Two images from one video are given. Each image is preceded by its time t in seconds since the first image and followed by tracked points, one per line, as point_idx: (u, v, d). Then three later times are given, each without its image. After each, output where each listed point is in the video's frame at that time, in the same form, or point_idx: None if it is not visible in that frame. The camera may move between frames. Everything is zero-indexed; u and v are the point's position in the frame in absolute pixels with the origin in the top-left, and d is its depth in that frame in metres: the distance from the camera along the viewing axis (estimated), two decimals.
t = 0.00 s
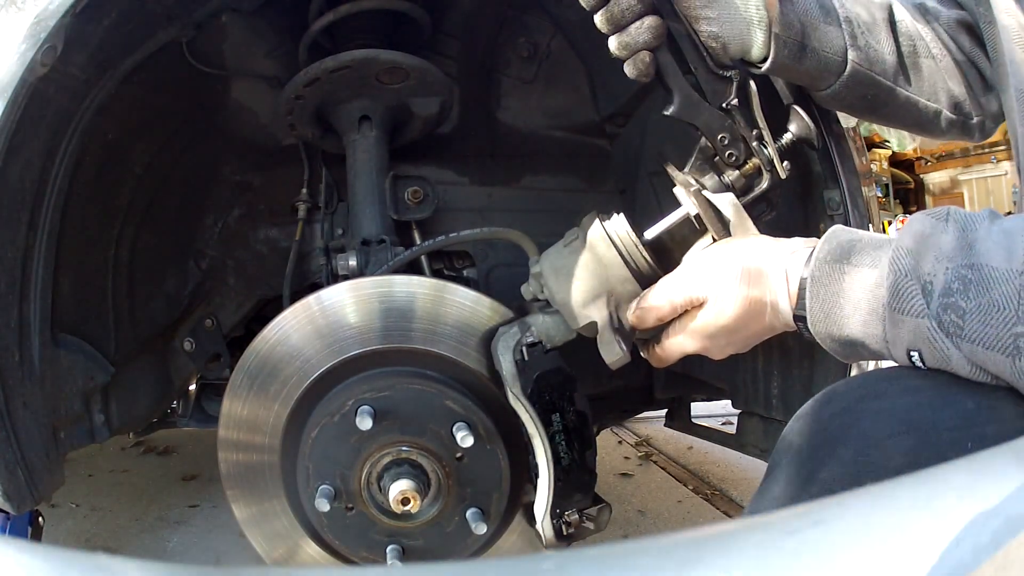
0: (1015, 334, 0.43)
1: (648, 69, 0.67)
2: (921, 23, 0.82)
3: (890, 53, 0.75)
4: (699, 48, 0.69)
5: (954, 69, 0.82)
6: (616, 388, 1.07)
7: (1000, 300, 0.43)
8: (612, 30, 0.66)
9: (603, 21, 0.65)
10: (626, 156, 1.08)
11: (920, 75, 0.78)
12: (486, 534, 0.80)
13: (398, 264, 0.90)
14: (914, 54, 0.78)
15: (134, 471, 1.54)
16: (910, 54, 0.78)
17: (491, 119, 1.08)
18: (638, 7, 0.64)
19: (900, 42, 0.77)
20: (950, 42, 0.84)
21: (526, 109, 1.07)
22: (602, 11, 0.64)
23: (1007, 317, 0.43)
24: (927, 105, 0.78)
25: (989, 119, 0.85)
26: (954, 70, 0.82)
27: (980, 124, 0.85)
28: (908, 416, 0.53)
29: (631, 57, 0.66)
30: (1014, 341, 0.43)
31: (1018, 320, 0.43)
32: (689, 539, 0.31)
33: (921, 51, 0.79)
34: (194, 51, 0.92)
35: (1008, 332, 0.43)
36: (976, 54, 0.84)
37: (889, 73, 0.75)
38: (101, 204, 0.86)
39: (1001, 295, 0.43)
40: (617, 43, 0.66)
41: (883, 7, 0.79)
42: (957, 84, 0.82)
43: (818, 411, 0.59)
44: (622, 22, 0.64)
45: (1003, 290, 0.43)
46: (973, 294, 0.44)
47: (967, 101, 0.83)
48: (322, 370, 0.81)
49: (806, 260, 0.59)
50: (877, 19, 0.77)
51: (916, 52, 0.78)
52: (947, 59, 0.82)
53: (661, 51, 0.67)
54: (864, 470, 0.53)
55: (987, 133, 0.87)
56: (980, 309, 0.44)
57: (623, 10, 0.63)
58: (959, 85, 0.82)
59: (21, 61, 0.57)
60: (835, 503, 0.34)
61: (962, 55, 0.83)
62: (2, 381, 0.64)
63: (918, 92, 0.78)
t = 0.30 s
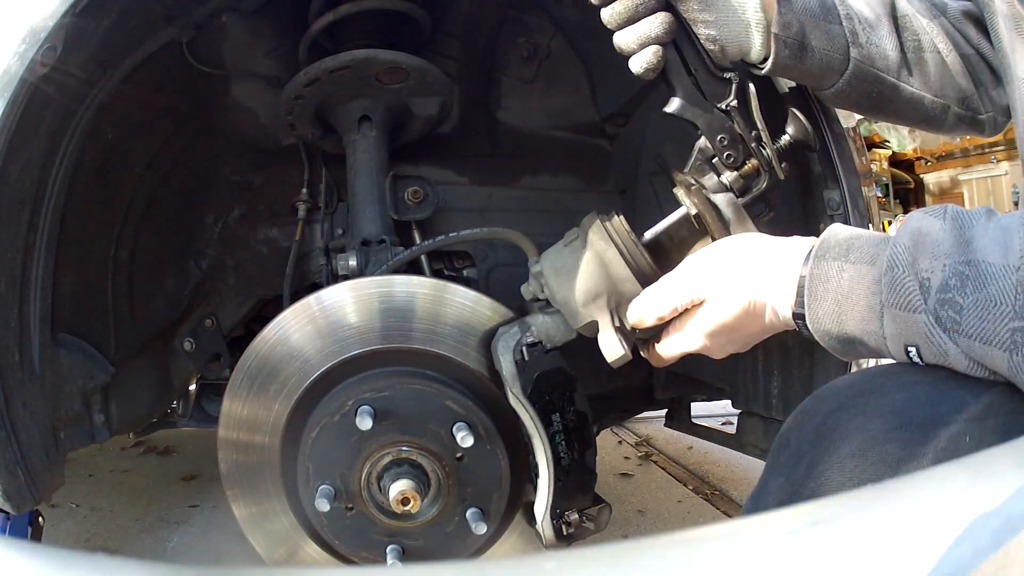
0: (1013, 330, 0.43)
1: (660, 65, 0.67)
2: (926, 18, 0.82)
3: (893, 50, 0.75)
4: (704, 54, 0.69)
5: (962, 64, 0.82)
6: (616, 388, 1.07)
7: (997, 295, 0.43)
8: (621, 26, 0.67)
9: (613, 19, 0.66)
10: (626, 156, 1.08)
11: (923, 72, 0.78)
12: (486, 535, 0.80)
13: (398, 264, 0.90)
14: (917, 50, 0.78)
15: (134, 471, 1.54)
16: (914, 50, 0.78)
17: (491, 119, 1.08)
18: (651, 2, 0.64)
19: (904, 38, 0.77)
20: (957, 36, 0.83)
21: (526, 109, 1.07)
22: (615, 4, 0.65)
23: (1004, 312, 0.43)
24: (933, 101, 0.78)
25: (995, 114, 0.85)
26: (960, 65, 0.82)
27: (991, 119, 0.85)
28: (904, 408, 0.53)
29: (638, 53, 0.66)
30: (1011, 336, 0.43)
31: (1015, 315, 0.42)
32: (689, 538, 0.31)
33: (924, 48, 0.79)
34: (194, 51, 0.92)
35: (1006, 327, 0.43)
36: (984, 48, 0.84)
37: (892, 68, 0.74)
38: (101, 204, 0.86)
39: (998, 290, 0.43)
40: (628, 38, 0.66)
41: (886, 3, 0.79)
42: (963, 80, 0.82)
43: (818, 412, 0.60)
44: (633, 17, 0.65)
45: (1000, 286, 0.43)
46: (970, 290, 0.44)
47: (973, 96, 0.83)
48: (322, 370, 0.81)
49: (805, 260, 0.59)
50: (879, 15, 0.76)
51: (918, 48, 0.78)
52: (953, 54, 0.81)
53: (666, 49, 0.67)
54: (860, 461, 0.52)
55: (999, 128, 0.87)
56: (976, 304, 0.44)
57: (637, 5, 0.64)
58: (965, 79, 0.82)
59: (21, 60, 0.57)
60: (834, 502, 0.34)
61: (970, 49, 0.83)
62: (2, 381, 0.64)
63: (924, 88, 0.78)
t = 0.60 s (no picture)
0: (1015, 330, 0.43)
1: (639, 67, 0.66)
2: (924, 18, 0.82)
3: (890, 47, 0.75)
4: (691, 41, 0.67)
5: (959, 65, 0.83)
6: (616, 387, 1.07)
7: (1000, 295, 0.43)
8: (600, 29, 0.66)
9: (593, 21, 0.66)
10: (626, 156, 1.08)
11: (921, 71, 0.78)
12: (486, 534, 0.81)
13: (398, 264, 0.90)
14: (915, 49, 0.78)
15: (134, 472, 1.54)
16: (912, 49, 0.78)
17: (491, 119, 1.08)
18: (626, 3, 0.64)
19: (902, 36, 0.77)
20: (956, 37, 0.84)
21: (526, 109, 1.07)
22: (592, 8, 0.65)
23: (1007, 312, 0.43)
24: (931, 100, 0.78)
25: (992, 115, 0.85)
26: (958, 65, 0.82)
27: (988, 121, 0.85)
28: (905, 405, 0.53)
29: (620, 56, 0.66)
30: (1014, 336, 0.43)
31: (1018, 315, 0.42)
32: (689, 538, 0.31)
33: (923, 47, 0.79)
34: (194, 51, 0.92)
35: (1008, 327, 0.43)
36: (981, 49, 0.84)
37: (889, 66, 0.74)
38: (101, 204, 0.86)
39: (1002, 290, 0.43)
40: (612, 39, 0.65)
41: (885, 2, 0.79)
42: (960, 81, 0.82)
43: (820, 411, 0.59)
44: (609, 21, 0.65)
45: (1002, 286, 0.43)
46: (972, 289, 0.44)
47: (970, 97, 0.83)
48: (322, 369, 0.81)
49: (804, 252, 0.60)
50: (877, 13, 0.77)
51: (916, 47, 0.78)
52: (950, 55, 0.82)
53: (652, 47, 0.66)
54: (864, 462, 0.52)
55: (995, 130, 0.87)
56: (979, 304, 0.44)
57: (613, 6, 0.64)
58: (963, 80, 0.82)
59: (21, 60, 0.57)
60: (834, 502, 0.34)
61: (967, 50, 0.84)
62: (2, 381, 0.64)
63: (922, 87, 0.78)
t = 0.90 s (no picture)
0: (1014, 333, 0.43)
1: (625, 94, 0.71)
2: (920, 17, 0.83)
3: (883, 41, 0.75)
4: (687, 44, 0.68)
5: (954, 63, 0.83)
6: (615, 387, 1.07)
7: (999, 298, 0.43)
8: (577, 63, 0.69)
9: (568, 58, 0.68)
10: (626, 155, 1.08)
11: (915, 67, 0.78)
12: (486, 534, 0.81)
13: (398, 263, 0.90)
14: (909, 45, 0.78)
15: (135, 472, 1.54)
16: (906, 45, 0.78)
17: (491, 119, 1.08)
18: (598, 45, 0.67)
19: (895, 30, 0.77)
20: (951, 36, 0.84)
21: (526, 109, 1.07)
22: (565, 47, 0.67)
23: (1005, 316, 0.43)
24: (924, 95, 0.78)
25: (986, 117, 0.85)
26: (952, 64, 0.82)
27: (983, 121, 0.85)
28: (903, 406, 0.53)
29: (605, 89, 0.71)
30: (1012, 339, 0.43)
31: (1017, 318, 0.42)
32: (688, 538, 0.31)
33: (918, 45, 0.79)
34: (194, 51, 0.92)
35: (1007, 330, 0.43)
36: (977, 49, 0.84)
37: (880, 59, 0.74)
38: (101, 204, 0.86)
39: (1001, 293, 0.43)
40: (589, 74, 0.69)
41: None
42: (955, 79, 0.82)
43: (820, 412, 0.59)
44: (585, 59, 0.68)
45: (1001, 288, 0.43)
46: (971, 291, 0.44)
47: (964, 96, 0.83)
48: (321, 370, 0.81)
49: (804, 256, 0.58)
50: (872, 8, 0.77)
51: (910, 43, 0.78)
52: (945, 53, 0.82)
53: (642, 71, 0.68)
54: (864, 463, 0.52)
55: (990, 130, 0.87)
56: (978, 307, 0.44)
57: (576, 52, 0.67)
58: (957, 79, 0.82)
59: (21, 60, 0.57)
60: (834, 502, 0.34)
61: (963, 50, 0.84)
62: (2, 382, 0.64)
63: (915, 82, 0.78)
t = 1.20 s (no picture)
0: (1013, 336, 0.43)
1: (643, 77, 0.67)
2: (920, 22, 0.83)
3: (885, 49, 0.75)
4: (692, 42, 0.68)
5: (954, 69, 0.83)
6: (615, 387, 1.07)
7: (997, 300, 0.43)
8: (597, 48, 0.67)
9: (585, 40, 0.67)
10: (626, 156, 1.08)
11: (916, 73, 0.78)
12: (486, 534, 0.81)
13: (397, 263, 0.90)
14: (910, 52, 0.78)
15: (135, 472, 1.54)
16: (907, 52, 0.78)
17: (491, 119, 1.08)
18: (619, 23, 0.64)
19: (895, 39, 0.77)
20: (951, 42, 0.84)
21: (526, 109, 1.07)
22: (584, 29, 0.66)
23: (1004, 318, 0.43)
24: (925, 103, 0.78)
25: (989, 118, 0.85)
26: (953, 68, 0.82)
27: (982, 124, 0.85)
28: (899, 409, 0.53)
29: (621, 75, 0.67)
30: (1010, 342, 0.43)
31: (1016, 321, 0.42)
32: (688, 538, 0.31)
33: (918, 50, 0.79)
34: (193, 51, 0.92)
35: (1006, 333, 0.43)
36: (976, 54, 0.84)
37: (882, 69, 0.74)
38: (101, 204, 0.86)
39: (999, 295, 0.43)
40: (605, 59, 0.67)
41: (879, 5, 0.79)
42: (957, 84, 0.82)
43: (818, 413, 0.59)
44: (605, 41, 0.66)
45: (1000, 290, 0.43)
46: (970, 294, 0.44)
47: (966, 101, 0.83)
48: (322, 370, 0.81)
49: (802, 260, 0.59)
50: (872, 17, 0.77)
51: (913, 50, 0.79)
52: (946, 59, 0.82)
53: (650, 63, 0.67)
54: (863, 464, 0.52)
55: (990, 133, 0.87)
56: (976, 309, 0.44)
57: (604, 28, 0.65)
58: (959, 83, 0.82)
59: (21, 60, 0.57)
60: (833, 502, 0.34)
61: (962, 55, 0.84)
62: (2, 382, 0.64)
63: (916, 90, 0.78)
